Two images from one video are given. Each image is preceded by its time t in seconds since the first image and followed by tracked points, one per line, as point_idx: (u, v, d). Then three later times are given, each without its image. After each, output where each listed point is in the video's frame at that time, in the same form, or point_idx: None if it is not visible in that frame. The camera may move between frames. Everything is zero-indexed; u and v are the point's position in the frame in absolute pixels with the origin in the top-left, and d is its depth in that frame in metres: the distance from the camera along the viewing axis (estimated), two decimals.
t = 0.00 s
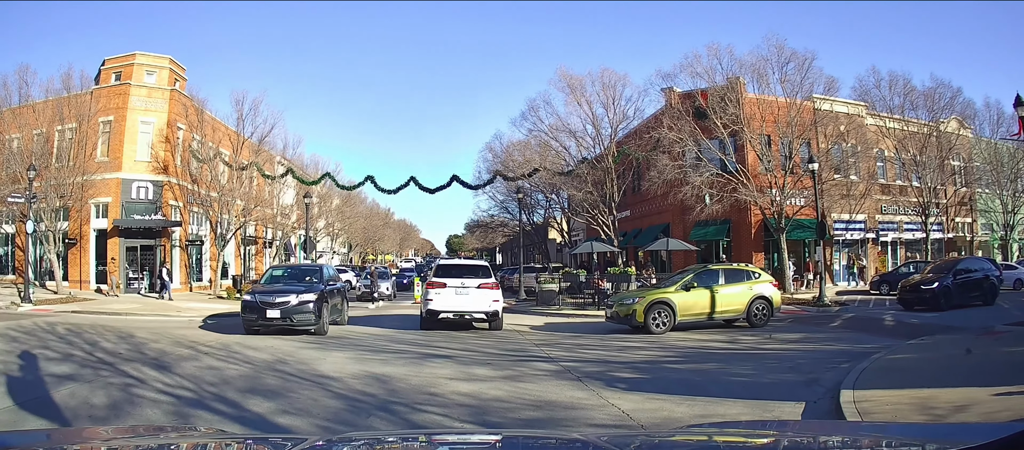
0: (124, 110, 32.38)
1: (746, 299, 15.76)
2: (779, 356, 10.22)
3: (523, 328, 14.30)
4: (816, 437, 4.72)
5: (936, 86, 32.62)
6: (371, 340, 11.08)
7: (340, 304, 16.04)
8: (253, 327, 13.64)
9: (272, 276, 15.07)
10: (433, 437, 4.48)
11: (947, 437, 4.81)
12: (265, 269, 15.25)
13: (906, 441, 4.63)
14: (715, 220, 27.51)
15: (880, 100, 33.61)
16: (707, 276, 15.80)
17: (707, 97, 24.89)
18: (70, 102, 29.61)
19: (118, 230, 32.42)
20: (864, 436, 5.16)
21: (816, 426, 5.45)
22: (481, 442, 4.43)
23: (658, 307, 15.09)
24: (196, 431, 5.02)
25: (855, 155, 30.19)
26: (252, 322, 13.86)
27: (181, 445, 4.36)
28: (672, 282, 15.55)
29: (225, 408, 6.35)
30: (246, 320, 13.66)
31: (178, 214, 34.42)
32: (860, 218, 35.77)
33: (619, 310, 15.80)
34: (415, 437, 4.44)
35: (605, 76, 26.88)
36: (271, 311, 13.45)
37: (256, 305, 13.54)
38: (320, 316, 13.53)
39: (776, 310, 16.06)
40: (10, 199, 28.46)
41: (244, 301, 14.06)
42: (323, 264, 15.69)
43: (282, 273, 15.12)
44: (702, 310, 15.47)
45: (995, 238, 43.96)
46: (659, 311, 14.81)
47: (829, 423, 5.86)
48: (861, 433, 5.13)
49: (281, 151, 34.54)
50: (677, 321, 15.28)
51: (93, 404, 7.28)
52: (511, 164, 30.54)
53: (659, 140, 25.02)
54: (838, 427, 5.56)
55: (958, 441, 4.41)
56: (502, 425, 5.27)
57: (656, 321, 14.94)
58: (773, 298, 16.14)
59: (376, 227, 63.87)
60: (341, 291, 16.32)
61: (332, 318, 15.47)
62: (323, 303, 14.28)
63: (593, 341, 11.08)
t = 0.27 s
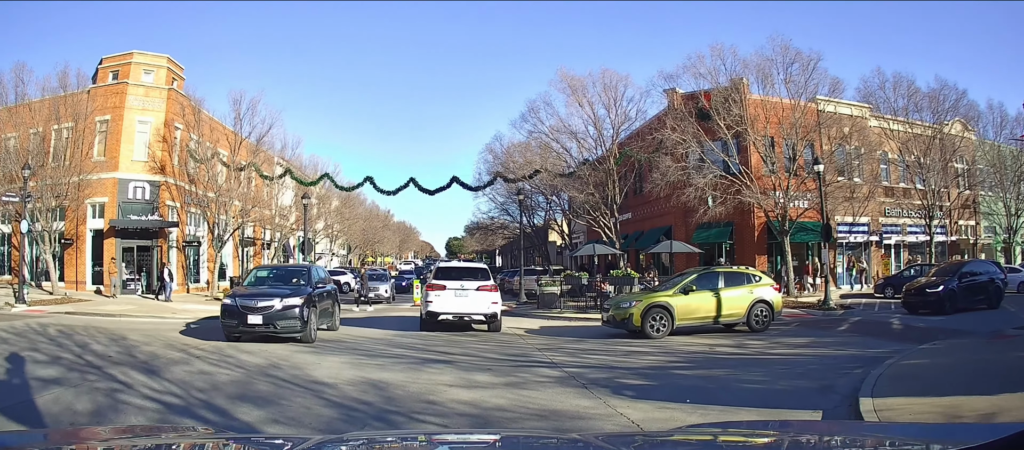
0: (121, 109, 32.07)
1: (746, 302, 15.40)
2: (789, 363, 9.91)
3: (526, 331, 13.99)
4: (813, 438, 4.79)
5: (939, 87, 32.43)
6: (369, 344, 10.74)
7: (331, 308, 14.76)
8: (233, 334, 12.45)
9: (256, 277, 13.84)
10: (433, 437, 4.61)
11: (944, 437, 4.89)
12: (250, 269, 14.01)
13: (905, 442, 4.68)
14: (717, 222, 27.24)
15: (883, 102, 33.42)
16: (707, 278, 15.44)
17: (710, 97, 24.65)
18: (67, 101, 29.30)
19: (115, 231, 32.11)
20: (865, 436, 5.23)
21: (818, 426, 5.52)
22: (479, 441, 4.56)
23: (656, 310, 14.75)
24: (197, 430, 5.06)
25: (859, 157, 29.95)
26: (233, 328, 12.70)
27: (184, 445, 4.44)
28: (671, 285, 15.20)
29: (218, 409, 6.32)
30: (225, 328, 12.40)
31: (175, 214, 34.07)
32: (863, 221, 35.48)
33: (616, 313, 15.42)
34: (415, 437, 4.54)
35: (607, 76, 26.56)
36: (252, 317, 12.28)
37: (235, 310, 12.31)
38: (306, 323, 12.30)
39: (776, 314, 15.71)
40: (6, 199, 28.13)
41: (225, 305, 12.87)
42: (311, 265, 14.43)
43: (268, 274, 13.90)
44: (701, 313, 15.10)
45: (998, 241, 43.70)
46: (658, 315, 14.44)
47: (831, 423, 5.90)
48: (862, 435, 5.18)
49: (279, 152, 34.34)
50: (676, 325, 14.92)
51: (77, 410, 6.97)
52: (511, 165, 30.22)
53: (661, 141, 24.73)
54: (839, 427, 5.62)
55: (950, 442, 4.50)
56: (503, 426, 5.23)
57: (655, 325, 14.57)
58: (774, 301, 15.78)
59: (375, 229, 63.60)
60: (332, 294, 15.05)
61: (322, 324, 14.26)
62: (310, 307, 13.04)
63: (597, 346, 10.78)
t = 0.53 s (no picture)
0: (116, 110, 31.74)
1: (746, 302, 14.99)
2: (801, 365, 9.58)
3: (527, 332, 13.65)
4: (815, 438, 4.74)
5: (943, 83, 32.18)
6: (365, 348, 10.39)
7: (320, 313, 13.52)
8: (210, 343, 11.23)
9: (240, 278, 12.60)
10: (433, 437, 4.53)
11: (949, 436, 4.83)
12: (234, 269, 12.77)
13: (907, 443, 4.62)
14: (720, 220, 26.95)
15: (886, 98, 33.15)
16: (705, 277, 15.06)
17: (711, 94, 24.43)
18: (61, 102, 28.95)
19: (110, 233, 31.74)
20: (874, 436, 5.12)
21: (821, 425, 5.45)
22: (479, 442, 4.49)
23: (653, 311, 14.39)
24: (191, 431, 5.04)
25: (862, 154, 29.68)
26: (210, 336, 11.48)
27: (179, 446, 4.44)
28: (669, 284, 14.82)
29: (213, 411, 6.28)
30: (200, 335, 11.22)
31: (171, 216, 33.72)
32: (866, 218, 35.19)
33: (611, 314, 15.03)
34: (413, 437, 4.55)
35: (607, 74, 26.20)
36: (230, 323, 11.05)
37: (211, 316, 11.12)
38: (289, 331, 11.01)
39: (777, 314, 15.30)
40: None
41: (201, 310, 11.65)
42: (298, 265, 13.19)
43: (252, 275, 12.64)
44: (699, 314, 14.73)
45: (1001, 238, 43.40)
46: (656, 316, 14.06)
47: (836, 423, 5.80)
48: (864, 434, 5.11)
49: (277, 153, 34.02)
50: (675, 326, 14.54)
51: (58, 420, 6.65)
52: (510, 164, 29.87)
53: (663, 139, 24.43)
54: (843, 427, 5.54)
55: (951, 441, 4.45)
56: (502, 427, 5.17)
57: (652, 326, 14.19)
58: (774, 301, 15.37)
59: (374, 230, 63.19)
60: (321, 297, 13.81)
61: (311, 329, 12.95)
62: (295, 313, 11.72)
63: (602, 348, 10.44)
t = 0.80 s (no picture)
0: (111, 111, 31.43)
1: (743, 307, 14.56)
2: (811, 372, 9.29)
3: (527, 336, 13.35)
4: (817, 438, 4.68)
5: (945, 84, 32.00)
6: (361, 353, 10.06)
7: (305, 319, 12.38)
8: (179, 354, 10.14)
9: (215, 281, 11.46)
10: (430, 435, 4.51)
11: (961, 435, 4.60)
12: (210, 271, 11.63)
13: (909, 441, 4.56)
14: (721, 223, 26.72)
15: (888, 100, 32.95)
16: (701, 282, 14.67)
17: (713, 95, 24.30)
18: (55, 102, 28.60)
19: (105, 235, 31.39)
20: (887, 436, 4.92)
21: (822, 425, 5.37)
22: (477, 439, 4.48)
23: (648, 316, 13.97)
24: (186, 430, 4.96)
25: (864, 156, 29.44)
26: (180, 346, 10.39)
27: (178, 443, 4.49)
28: (664, 288, 14.44)
29: (204, 416, 6.16)
30: (167, 345, 10.14)
31: (167, 218, 33.33)
32: (868, 221, 34.90)
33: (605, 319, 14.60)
34: (412, 437, 4.48)
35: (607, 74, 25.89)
36: (200, 333, 9.94)
37: (180, 324, 10.03)
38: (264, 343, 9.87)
39: (776, 319, 14.86)
40: None
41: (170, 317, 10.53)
42: (281, 267, 12.05)
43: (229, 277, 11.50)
44: (701, 319, 14.36)
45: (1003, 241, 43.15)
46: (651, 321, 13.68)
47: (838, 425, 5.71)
48: (866, 433, 5.05)
49: (274, 154, 33.74)
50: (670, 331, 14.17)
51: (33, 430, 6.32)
52: (509, 165, 29.53)
53: (664, 140, 24.19)
54: (851, 429, 5.33)
55: (956, 440, 4.38)
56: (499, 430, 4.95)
57: (647, 331, 13.82)
58: (773, 306, 14.93)
59: (372, 232, 62.83)
60: (308, 301, 12.66)
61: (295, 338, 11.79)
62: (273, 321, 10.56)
63: (605, 354, 10.12)
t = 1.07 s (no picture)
0: (107, 106, 31.07)
1: (740, 304, 14.07)
2: (823, 373, 8.98)
3: (529, 333, 13.04)
4: (821, 438, 4.59)
5: (949, 80, 31.69)
6: (357, 353, 9.73)
7: (289, 320, 10.98)
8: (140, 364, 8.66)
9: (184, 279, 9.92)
10: (430, 437, 4.49)
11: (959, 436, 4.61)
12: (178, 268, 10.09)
13: (912, 442, 4.49)
14: (724, 219, 26.40)
15: (891, 96, 32.64)
16: (695, 279, 14.21)
17: (716, 90, 24.06)
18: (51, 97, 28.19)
19: (101, 232, 31.07)
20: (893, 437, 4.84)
21: (834, 427, 5.17)
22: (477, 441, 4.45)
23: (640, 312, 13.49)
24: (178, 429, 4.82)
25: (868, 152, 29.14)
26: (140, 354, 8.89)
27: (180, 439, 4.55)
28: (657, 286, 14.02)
29: (194, 417, 5.95)
30: (127, 352, 8.71)
31: (163, 215, 32.95)
32: (872, 217, 34.56)
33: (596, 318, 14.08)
34: (411, 438, 4.46)
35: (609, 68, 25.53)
36: (163, 339, 8.45)
37: (141, 328, 8.60)
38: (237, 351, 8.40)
39: (775, 318, 14.28)
40: None
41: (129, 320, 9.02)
42: (262, 262, 10.61)
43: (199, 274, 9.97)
44: (711, 315, 13.99)
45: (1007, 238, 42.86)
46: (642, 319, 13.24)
47: (841, 425, 5.58)
48: (868, 434, 4.97)
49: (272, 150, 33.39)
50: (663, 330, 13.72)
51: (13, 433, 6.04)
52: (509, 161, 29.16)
53: (667, 135, 23.88)
54: (874, 433, 5.05)
55: (962, 442, 4.31)
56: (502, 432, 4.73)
57: (638, 330, 13.38)
58: (772, 306, 14.41)
59: (371, 229, 62.47)
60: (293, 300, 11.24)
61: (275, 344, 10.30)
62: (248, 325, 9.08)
63: (609, 353, 9.79)
